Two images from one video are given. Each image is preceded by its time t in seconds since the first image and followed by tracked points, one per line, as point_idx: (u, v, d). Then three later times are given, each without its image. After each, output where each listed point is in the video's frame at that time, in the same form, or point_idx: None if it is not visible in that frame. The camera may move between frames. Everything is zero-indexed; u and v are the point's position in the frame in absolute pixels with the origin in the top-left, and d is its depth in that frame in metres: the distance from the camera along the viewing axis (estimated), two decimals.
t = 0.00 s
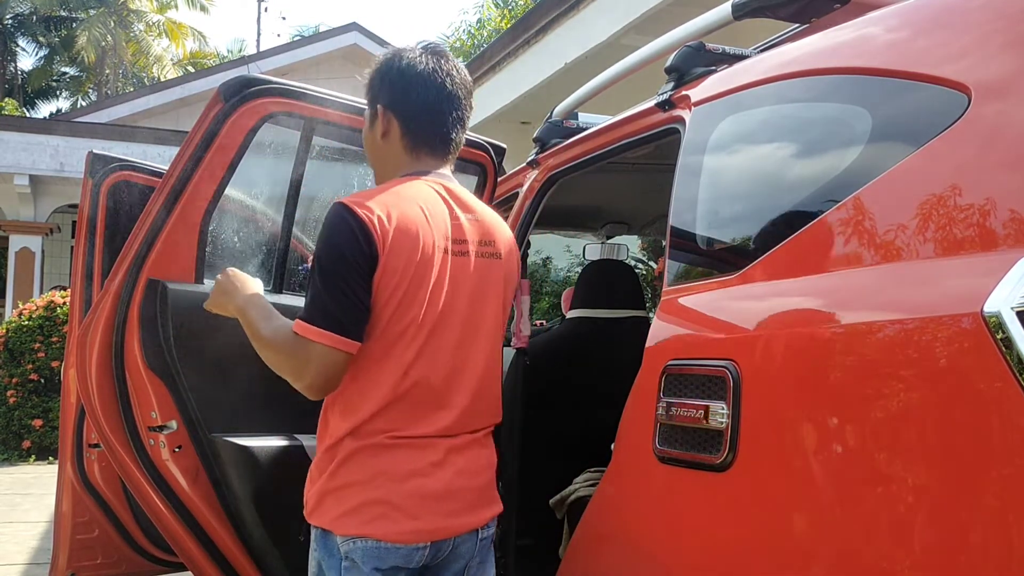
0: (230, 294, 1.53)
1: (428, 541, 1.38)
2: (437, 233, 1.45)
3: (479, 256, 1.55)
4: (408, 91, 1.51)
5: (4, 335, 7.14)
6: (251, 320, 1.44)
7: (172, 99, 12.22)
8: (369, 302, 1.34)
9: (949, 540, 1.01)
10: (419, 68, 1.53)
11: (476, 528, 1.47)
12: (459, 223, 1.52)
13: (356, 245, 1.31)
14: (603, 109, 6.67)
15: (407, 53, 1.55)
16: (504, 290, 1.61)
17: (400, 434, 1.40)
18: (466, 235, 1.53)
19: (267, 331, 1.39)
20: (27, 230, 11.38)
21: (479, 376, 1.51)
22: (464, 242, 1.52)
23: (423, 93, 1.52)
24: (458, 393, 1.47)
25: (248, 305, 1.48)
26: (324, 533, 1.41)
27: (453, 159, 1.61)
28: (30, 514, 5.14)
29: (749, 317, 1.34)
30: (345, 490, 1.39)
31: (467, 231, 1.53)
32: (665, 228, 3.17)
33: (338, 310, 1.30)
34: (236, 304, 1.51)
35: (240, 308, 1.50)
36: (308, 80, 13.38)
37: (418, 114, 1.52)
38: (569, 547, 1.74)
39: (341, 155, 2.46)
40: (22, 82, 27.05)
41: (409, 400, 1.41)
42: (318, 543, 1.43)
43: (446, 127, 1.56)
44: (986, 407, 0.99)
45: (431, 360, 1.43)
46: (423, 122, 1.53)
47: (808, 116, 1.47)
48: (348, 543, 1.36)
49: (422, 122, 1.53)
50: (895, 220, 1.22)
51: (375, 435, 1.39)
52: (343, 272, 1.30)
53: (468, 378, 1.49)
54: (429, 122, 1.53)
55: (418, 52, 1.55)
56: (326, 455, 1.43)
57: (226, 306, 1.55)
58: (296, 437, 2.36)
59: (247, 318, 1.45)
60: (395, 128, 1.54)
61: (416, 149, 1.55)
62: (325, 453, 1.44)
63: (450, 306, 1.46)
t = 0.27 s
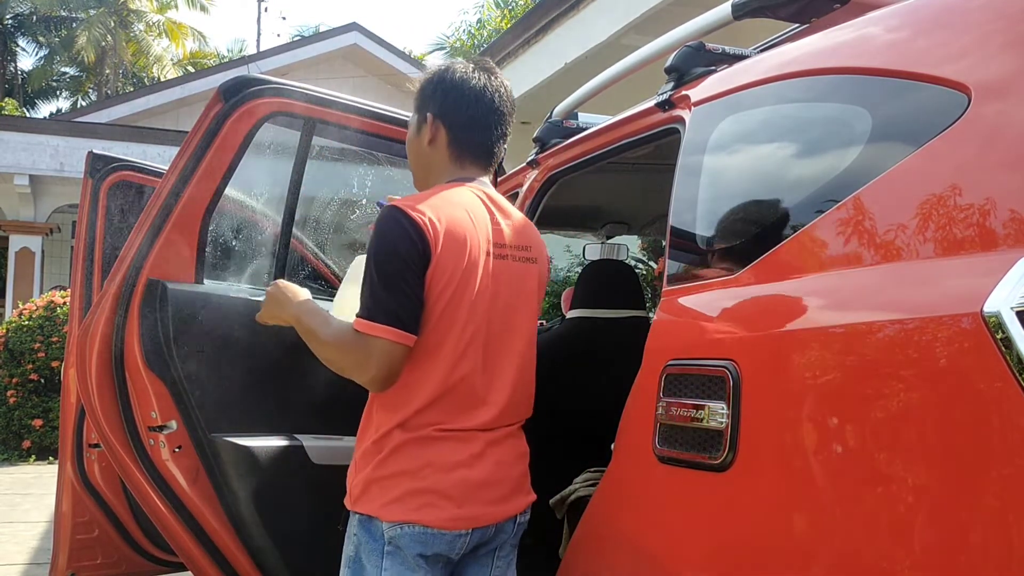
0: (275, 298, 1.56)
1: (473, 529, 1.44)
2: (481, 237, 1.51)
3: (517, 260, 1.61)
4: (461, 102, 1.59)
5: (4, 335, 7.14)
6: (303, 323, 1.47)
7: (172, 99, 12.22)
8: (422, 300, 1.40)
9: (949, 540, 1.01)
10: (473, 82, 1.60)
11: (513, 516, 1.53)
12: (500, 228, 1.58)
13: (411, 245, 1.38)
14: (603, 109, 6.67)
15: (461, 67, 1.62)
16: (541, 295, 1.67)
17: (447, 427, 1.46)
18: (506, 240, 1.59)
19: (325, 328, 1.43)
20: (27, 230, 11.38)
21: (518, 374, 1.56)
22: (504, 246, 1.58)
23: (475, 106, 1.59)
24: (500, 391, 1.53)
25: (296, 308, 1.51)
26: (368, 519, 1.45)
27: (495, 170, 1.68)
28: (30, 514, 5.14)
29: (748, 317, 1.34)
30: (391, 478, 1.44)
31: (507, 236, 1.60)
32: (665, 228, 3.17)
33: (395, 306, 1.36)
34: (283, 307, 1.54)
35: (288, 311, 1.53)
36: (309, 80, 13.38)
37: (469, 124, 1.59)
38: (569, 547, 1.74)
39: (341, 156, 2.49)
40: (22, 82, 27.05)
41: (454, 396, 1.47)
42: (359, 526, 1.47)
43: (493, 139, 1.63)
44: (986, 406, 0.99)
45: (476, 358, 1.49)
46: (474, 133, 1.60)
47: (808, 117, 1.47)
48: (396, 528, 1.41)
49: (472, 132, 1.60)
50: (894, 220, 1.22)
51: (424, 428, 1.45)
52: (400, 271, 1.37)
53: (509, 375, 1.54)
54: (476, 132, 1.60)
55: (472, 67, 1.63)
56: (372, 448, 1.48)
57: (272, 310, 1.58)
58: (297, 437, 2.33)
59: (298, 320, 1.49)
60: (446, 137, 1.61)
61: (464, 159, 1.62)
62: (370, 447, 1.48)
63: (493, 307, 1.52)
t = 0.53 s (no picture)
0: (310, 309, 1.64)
1: (493, 529, 1.52)
2: (507, 241, 1.58)
3: (543, 264, 1.67)
4: (495, 110, 1.66)
5: (4, 335, 7.14)
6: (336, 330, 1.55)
7: (171, 99, 12.22)
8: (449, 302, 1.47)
9: (949, 540, 1.01)
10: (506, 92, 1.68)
11: (531, 515, 1.60)
12: (526, 233, 1.65)
13: (439, 249, 1.45)
14: (603, 109, 6.67)
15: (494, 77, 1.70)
16: (564, 298, 1.73)
17: (471, 425, 1.52)
18: (531, 244, 1.65)
19: (354, 330, 1.51)
20: (27, 230, 11.37)
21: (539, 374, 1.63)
22: (530, 250, 1.64)
23: (508, 115, 1.67)
24: (522, 391, 1.59)
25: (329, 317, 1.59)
26: (390, 514, 1.52)
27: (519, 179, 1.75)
28: (30, 514, 5.14)
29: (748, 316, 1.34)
30: (415, 475, 1.51)
31: (533, 240, 1.66)
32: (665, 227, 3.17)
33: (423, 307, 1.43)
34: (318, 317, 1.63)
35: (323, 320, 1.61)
36: (309, 80, 13.38)
37: (501, 131, 1.67)
38: (569, 546, 1.74)
39: (340, 155, 2.47)
40: (22, 82, 27.05)
41: (478, 395, 1.54)
42: (380, 521, 1.54)
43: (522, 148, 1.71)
44: (986, 406, 0.99)
45: (500, 359, 1.55)
46: (506, 140, 1.67)
47: (808, 116, 1.46)
48: (418, 525, 1.48)
49: (504, 140, 1.67)
50: (894, 220, 1.22)
51: (449, 425, 1.52)
52: (430, 273, 1.44)
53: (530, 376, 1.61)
54: (504, 139, 1.67)
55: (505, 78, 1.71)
56: (399, 444, 1.55)
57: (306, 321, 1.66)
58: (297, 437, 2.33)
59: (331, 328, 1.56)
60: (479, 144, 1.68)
61: (495, 166, 1.69)
62: (397, 443, 1.55)
63: (518, 310, 1.59)
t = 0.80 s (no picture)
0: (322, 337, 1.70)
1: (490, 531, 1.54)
2: (503, 239, 1.59)
3: (542, 261, 1.67)
4: (492, 112, 1.67)
5: (4, 335, 7.14)
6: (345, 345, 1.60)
7: (171, 99, 12.22)
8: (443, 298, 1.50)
9: (949, 541, 1.01)
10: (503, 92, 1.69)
11: (534, 518, 1.61)
12: (523, 230, 1.65)
13: (430, 246, 1.47)
14: (603, 109, 6.67)
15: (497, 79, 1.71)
16: (568, 297, 1.73)
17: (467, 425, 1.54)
18: (529, 242, 1.66)
19: (358, 333, 1.56)
20: (27, 230, 11.38)
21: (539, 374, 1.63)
22: (527, 248, 1.65)
23: (505, 116, 1.68)
24: (520, 390, 1.60)
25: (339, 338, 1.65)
26: (391, 516, 1.56)
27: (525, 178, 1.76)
28: (30, 514, 5.13)
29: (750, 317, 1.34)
30: (413, 477, 1.54)
31: (530, 238, 1.66)
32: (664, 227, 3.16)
33: (414, 302, 1.45)
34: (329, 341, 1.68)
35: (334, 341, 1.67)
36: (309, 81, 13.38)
37: (501, 133, 1.68)
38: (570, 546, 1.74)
39: (341, 155, 2.48)
40: (23, 82, 27.05)
41: (475, 394, 1.55)
42: (381, 524, 1.58)
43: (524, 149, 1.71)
44: (987, 406, 0.99)
45: (495, 358, 1.57)
46: (505, 142, 1.68)
47: (808, 117, 1.47)
48: (415, 527, 1.51)
49: (504, 141, 1.68)
50: (895, 220, 1.22)
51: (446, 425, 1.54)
52: (419, 268, 1.46)
53: (527, 375, 1.60)
54: (504, 140, 1.68)
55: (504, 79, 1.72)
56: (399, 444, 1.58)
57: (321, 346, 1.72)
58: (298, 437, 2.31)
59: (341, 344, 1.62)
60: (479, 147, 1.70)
61: (497, 168, 1.71)
62: (397, 443, 1.59)
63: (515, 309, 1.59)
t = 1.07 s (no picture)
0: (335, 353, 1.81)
1: (478, 534, 1.53)
2: (479, 238, 1.58)
3: (529, 259, 1.65)
4: (468, 108, 1.68)
5: (4, 335, 7.14)
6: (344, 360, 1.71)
7: (171, 99, 12.22)
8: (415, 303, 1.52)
9: (949, 541, 1.01)
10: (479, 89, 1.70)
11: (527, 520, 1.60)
12: (507, 229, 1.64)
13: (398, 252, 1.50)
14: (603, 109, 6.67)
15: (476, 77, 1.73)
16: (559, 292, 1.71)
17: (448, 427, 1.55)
18: (514, 240, 1.65)
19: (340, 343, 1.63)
20: (27, 230, 11.37)
21: (526, 373, 1.61)
22: (512, 247, 1.63)
23: (482, 112, 1.68)
24: (504, 391, 1.58)
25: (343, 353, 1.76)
26: (384, 519, 1.58)
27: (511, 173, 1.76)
28: (30, 514, 5.14)
29: (750, 317, 1.34)
30: (402, 479, 1.56)
31: (516, 236, 1.65)
32: (664, 227, 3.16)
33: (384, 310, 1.49)
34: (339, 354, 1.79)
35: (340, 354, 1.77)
36: (309, 81, 13.38)
37: (478, 129, 1.68)
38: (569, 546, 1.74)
39: (340, 156, 2.48)
40: (23, 82, 27.04)
41: (459, 396, 1.55)
42: (376, 526, 1.60)
43: (506, 143, 1.71)
44: (987, 406, 0.99)
45: (477, 359, 1.56)
46: (484, 138, 1.69)
47: (808, 117, 1.46)
48: (403, 530, 1.52)
49: (483, 137, 1.69)
50: (895, 220, 1.22)
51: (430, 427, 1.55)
52: (386, 274, 1.49)
53: (514, 376, 1.59)
54: (477, 136, 1.69)
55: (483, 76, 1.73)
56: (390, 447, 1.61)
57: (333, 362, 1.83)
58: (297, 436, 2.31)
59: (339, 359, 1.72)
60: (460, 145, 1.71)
61: (479, 164, 1.71)
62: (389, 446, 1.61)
63: (495, 309, 1.58)
